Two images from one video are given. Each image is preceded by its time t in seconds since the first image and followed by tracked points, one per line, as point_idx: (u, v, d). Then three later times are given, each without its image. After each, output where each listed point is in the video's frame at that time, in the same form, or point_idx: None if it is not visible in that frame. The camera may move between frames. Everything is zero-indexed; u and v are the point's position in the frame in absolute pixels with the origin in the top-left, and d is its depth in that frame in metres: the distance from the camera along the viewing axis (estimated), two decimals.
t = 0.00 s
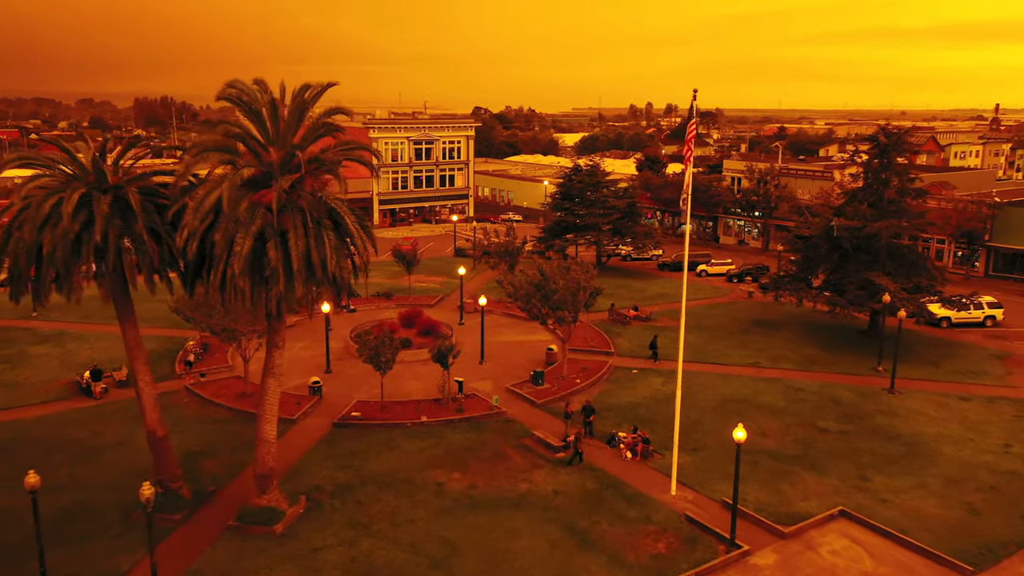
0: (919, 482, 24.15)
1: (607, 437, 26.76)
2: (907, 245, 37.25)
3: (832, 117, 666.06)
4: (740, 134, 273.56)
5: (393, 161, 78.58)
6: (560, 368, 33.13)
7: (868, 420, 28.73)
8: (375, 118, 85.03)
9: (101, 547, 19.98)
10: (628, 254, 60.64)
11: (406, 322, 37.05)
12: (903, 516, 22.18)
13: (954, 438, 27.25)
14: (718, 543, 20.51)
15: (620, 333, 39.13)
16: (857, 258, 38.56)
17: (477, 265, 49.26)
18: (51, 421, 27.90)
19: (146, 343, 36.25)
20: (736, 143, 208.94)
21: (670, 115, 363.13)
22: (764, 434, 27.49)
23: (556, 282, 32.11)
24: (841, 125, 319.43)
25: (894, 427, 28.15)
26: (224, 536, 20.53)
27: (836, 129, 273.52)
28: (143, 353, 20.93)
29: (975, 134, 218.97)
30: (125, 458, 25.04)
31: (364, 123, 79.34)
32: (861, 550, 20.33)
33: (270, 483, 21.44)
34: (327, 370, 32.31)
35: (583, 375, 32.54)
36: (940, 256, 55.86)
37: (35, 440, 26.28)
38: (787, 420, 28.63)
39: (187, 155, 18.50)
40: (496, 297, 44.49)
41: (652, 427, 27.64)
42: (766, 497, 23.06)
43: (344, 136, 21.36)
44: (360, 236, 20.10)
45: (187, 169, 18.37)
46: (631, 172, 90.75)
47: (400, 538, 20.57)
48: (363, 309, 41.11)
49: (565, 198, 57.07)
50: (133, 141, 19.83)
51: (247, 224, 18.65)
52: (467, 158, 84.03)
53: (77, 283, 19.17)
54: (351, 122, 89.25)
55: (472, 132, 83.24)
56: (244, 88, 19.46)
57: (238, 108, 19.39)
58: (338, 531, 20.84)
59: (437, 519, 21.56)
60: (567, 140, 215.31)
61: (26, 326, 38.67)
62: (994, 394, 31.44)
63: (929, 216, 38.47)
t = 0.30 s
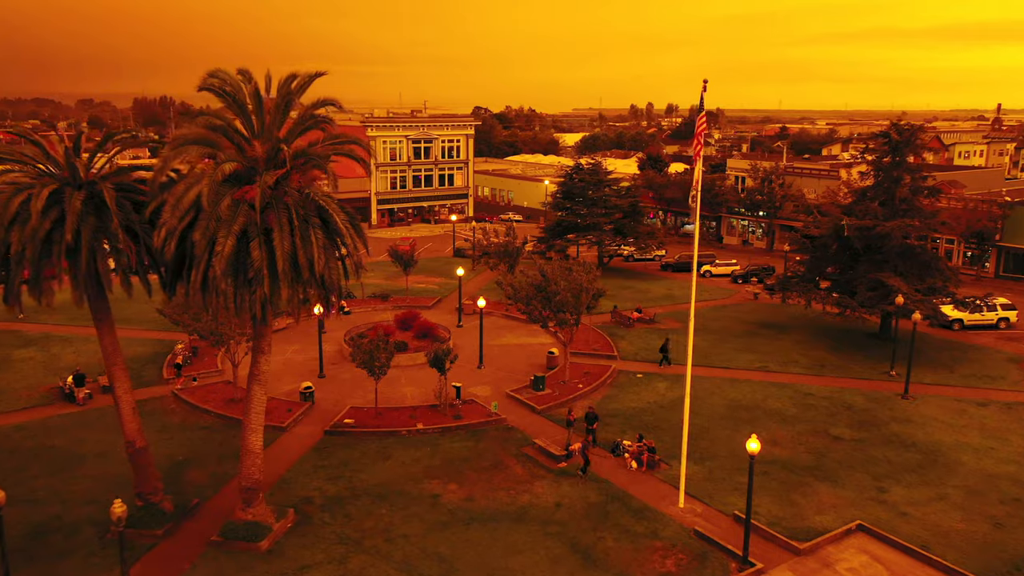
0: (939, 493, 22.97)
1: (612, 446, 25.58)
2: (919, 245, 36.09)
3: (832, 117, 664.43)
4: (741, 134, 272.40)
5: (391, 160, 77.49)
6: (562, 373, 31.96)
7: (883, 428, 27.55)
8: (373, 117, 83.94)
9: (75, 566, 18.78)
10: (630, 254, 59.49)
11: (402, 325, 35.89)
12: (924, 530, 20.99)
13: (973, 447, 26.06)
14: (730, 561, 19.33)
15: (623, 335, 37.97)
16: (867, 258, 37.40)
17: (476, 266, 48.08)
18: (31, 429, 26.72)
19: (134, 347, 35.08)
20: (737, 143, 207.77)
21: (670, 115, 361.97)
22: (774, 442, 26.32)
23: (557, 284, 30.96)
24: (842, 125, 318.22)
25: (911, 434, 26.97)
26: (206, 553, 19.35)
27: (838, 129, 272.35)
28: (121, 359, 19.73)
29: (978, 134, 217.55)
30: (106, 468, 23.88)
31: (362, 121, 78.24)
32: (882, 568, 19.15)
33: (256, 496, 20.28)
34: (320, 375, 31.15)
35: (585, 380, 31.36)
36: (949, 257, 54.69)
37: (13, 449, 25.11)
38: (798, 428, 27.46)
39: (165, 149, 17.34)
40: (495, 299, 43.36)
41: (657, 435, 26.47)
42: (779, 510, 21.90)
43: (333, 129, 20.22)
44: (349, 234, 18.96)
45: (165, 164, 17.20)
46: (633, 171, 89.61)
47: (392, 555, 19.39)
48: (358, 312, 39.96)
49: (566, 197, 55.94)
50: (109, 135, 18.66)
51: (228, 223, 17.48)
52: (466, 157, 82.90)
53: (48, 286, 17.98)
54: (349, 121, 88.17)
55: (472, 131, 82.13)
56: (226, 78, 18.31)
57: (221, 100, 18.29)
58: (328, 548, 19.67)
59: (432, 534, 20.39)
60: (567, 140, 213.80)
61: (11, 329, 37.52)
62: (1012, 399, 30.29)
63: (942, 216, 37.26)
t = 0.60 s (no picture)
0: (961, 506, 21.77)
1: (616, 455, 24.42)
2: (932, 245, 34.92)
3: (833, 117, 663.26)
4: (742, 134, 271.23)
5: (390, 159, 76.36)
6: (563, 378, 30.80)
7: (899, 436, 26.38)
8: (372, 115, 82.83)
9: None
10: (633, 254, 58.30)
11: (398, 327, 34.73)
12: (947, 546, 19.80)
13: (995, 456, 24.86)
14: None
15: (626, 338, 36.81)
16: (879, 258, 36.24)
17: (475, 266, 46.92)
18: (9, 436, 25.55)
19: (120, 349, 33.91)
20: (738, 143, 206.54)
21: (671, 115, 360.73)
22: (786, 451, 25.15)
23: (559, 285, 29.79)
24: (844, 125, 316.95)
25: (928, 442, 25.80)
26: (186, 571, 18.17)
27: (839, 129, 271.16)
28: (96, 365, 18.57)
29: (980, 134, 216.51)
30: (85, 478, 22.73)
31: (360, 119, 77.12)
32: None
33: (240, 510, 19.12)
34: (313, 379, 30.00)
35: (588, 385, 30.19)
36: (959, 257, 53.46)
37: None
38: (810, 435, 26.31)
39: (140, 141, 16.17)
40: (495, 300, 42.22)
41: (664, 443, 25.31)
42: (793, 524, 20.73)
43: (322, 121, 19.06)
44: (338, 232, 17.81)
45: (140, 158, 16.04)
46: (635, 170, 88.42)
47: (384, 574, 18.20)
48: (354, 314, 38.83)
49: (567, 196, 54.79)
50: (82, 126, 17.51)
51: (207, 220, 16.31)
52: (465, 156, 81.76)
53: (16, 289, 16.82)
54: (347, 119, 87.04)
55: (471, 130, 80.99)
56: (205, 66, 17.14)
57: (200, 89, 17.12)
58: (315, 565, 18.50)
59: (426, 551, 19.20)
60: (567, 140, 212.70)
61: None
62: None
63: (956, 215, 36.07)
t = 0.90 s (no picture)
0: (987, 521, 20.56)
1: (621, 465, 23.23)
2: (947, 245, 33.76)
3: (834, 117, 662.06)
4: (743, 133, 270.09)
5: (388, 158, 75.21)
6: (565, 383, 29.63)
7: (917, 445, 25.19)
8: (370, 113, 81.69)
9: None
10: (635, 255, 57.15)
11: (394, 330, 33.55)
12: (974, 565, 18.60)
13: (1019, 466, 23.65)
14: None
15: (630, 341, 35.63)
16: (891, 259, 35.05)
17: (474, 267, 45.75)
18: None
19: (106, 353, 32.71)
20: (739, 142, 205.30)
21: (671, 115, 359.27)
22: (799, 460, 23.97)
23: (561, 287, 28.62)
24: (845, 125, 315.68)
25: (947, 452, 24.61)
26: None
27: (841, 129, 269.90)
28: (69, 373, 17.43)
29: (982, 134, 215.07)
30: (62, 491, 21.53)
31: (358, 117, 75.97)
32: None
33: (222, 527, 17.92)
34: (304, 385, 28.82)
35: (590, 391, 29.02)
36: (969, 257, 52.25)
37: None
38: (824, 444, 25.11)
39: (110, 133, 15.03)
40: (494, 302, 41.06)
41: (671, 453, 24.11)
42: (810, 541, 19.52)
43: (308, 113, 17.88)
44: (325, 230, 16.59)
45: (110, 151, 14.89)
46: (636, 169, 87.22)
47: None
48: (349, 316, 37.67)
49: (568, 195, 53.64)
50: (49, 117, 16.33)
51: (182, 218, 15.14)
52: (465, 155, 80.58)
53: None
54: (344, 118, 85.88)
55: (471, 128, 79.85)
56: (181, 52, 15.95)
57: (178, 78, 15.97)
58: None
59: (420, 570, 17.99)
60: (568, 139, 211.58)
61: None
62: None
63: (971, 214, 34.93)
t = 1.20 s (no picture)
0: (1015, 538, 19.38)
1: (627, 477, 22.08)
2: (962, 246, 32.61)
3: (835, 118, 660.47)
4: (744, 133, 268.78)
5: (386, 157, 74.10)
6: (567, 389, 28.47)
7: (936, 455, 24.01)
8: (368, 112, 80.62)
9: None
10: (637, 255, 56.14)
11: (389, 333, 32.41)
12: None
13: None
14: None
15: (634, 345, 34.46)
16: (905, 260, 33.87)
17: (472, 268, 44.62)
18: None
19: (91, 358, 31.55)
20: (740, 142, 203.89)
21: (672, 114, 358.17)
22: (813, 472, 22.81)
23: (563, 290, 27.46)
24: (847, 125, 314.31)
25: (968, 463, 23.43)
26: None
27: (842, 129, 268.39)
28: (37, 383, 16.35)
29: (985, 133, 213.83)
30: (36, 505, 20.39)
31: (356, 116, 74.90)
32: None
33: (201, 546, 16.75)
34: (295, 391, 27.66)
35: (594, 397, 27.85)
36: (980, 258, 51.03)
37: None
38: (838, 454, 23.95)
39: (77, 125, 13.91)
40: (494, 304, 39.91)
41: (679, 464, 22.95)
42: (828, 560, 18.36)
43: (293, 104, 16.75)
44: (310, 230, 15.44)
45: (77, 145, 13.82)
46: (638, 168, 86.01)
47: None
48: (344, 319, 36.52)
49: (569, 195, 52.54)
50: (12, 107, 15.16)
51: (154, 217, 14.02)
52: (464, 154, 79.44)
53: None
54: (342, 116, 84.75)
55: (470, 127, 78.82)
56: (156, 38, 14.80)
57: (152, 67, 14.87)
58: None
59: None
60: (568, 139, 210.12)
61: None
62: None
63: (986, 214, 33.76)
